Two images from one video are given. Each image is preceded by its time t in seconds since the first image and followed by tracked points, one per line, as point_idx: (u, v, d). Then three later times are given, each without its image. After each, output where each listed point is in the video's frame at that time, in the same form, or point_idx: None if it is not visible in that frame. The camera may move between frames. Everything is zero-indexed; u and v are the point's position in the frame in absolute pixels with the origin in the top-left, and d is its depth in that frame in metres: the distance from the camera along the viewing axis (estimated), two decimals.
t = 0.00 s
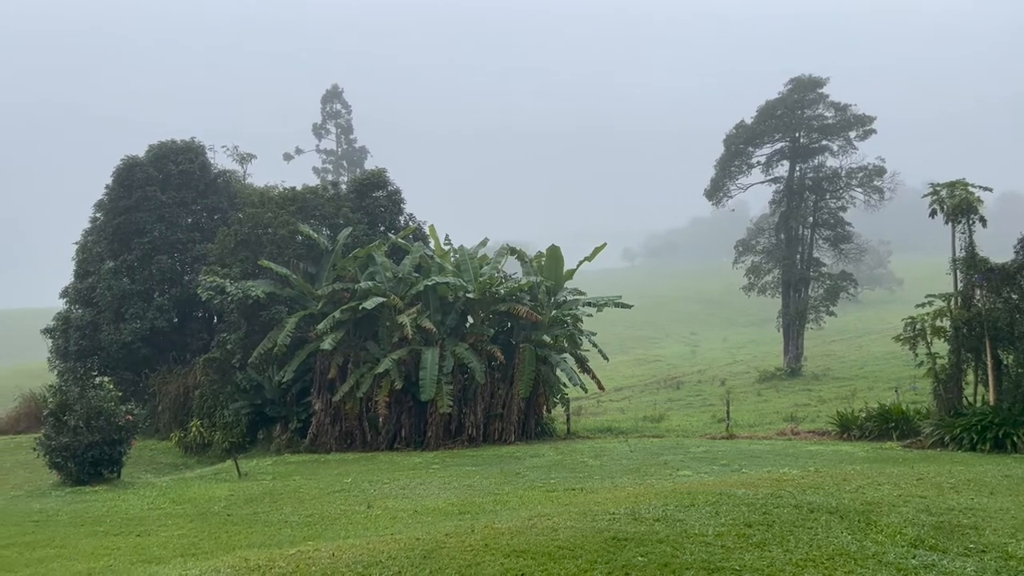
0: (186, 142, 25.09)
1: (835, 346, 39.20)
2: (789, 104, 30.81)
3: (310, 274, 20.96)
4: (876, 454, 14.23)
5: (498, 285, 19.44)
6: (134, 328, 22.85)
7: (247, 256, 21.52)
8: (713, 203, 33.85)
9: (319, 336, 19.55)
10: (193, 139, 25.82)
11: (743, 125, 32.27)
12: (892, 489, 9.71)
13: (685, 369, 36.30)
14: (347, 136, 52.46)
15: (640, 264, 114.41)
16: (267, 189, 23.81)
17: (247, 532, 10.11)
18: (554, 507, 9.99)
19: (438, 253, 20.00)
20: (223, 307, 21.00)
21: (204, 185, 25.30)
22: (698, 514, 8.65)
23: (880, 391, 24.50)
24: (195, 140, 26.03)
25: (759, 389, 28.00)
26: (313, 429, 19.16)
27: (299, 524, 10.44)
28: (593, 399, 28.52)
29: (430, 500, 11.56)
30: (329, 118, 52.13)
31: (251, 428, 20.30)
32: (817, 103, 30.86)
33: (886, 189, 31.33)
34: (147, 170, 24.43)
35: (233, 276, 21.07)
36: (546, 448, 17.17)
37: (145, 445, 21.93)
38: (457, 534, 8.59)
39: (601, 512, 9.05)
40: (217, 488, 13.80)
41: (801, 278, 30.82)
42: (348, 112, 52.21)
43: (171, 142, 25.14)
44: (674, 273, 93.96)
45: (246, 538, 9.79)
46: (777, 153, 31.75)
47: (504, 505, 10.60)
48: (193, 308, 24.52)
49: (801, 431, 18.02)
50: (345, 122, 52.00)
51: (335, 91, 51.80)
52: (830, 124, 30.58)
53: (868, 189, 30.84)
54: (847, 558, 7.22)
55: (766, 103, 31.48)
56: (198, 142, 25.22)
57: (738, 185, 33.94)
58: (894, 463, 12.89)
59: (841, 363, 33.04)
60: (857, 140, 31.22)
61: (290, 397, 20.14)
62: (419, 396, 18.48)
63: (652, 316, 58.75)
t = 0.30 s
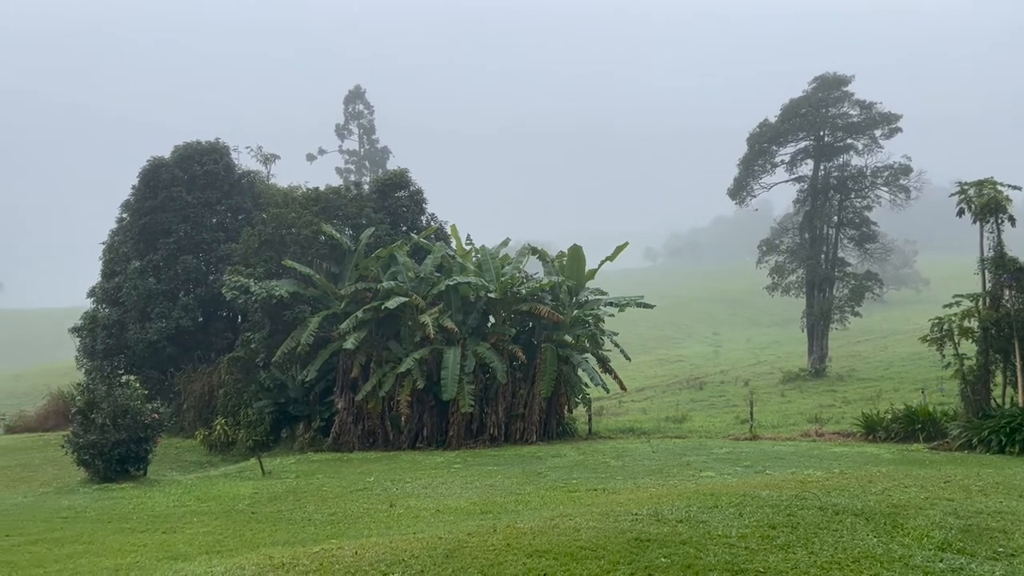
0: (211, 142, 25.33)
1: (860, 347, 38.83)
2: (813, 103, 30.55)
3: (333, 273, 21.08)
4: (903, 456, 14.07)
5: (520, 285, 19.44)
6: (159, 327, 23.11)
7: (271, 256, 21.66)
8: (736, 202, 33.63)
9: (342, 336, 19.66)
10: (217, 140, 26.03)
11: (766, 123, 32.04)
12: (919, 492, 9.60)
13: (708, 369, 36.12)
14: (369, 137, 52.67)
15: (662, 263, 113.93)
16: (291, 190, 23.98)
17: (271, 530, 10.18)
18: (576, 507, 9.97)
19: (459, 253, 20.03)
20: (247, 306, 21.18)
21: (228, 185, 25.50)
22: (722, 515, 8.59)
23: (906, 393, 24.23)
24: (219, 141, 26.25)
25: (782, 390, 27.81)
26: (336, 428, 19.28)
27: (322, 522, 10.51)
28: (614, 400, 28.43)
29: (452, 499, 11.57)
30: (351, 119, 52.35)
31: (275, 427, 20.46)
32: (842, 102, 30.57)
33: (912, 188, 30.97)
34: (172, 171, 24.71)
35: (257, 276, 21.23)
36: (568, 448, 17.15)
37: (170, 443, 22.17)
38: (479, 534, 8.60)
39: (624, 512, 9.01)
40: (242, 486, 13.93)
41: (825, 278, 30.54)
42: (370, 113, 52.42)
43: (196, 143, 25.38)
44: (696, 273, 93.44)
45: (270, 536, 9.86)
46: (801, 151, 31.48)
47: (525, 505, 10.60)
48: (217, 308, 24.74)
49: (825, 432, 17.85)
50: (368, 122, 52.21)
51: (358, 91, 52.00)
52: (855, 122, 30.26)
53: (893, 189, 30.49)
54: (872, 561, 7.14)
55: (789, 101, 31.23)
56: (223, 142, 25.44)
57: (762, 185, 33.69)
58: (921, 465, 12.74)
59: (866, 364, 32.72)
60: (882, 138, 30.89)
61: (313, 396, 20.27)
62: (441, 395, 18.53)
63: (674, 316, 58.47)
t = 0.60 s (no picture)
0: (235, 143, 25.54)
1: (886, 348, 38.44)
2: (837, 101, 30.27)
3: (355, 274, 21.19)
4: (929, 458, 13.91)
5: (541, 285, 19.43)
6: (184, 327, 23.35)
7: (294, 256, 21.81)
8: (759, 202, 33.38)
9: (364, 335, 19.76)
10: (241, 140, 26.25)
11: (790, 123, 31.79)
12: (945, 495, 9.48)
13: (730, 370, 35.91)
14: (391, 138, 52.88)
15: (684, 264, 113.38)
16: (314, 190, 24.14)
17: (294, 529, 10.24)
18: (598, 508, 9.95)
19: (480, 253, 20.05)
20: (270, 306, 21.34)
21: (252, 186, 25.70)
22: (745, 517, 8.54)
23: (932, 394, 23.92)
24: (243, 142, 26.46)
25: (806, 391, 27.58)
26: (358, 428, 19.38)
27: (344, 521, 10.56)
28: (636, 401, 28.33)
29: (474, 499, 11.59)
30: (373, 119, 52.59)
31: (298, 426, 20.61)
32: (867, 100, 30.26)
33: (938, 187, 30.59)
34: (197, 172, 24.95)
35: (280, 276, 21.39)
36: (589, 448, 17.12)
37: (195, 441, 22.40)
38: (501, 534, 8.61)
39: (646, 513, 8.98)
40: (265, 484, 14.04)
41: (850, 278, 30.25)
42: (392, 113, 52.59)
43: (220, 144, 25.60)
44: (718, 273, 92.87)
45: (293, 534, 9.93)
46: (825, 151, 31.21)
47: (547, 505, 10.60)
48: (241, 308, 24.93)
49: (850, 434, 17.68)
50: (390, 123, 52.41)
51: (380, 92, 52.22)
52: (880, 121, 29.96)
53: (919, 188, 30.13)
54: (898, 564, 7.07)
55: (813, 100, 30.97)
56: (246, 143, 25.65)
57: (785, 184, 33.43)
58: (948, 468, 12.58)
59: (891, 365, 32.36)
60: (908, 137, 30.54)
61: (336, 395, 20.40)
62: (462, 395, 18.58)
63: (697, 316, 58.16)
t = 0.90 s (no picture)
0: (258, 145, 25.74)
1: (911, 349, 37.97)
2: (862, 100, 29.98)
3: (377, 274, 21.29)
4: (956, 461, 13.73)
5: (562, 285, 19.41)
6: (208, 326, 23.57)
7: (316, 256, 21.94)
8: (782, 202, 33.14)
9: (385, 335, 19.84)
10: (264, 141, 26.44)
11: (813, 122, 31.54)
12: (973, 498, 9.35)
13: (753, 372, 35.65)
14: (413, 138, 53.08)
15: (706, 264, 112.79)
16: (336, 191, 24.30)
17: (316, 528, 10.30)
18: (620, 509, 9.92)
19: (501, 253, 20.06)
20: (293, 306, 21.48)
21: (275, 187, 25.89)
22: (768, 519, 8.48)
23: (958, 397, 23.60)
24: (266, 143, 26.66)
25: (830, 393, 27.33)
26: (380, 427, 19.47)
27: (366, 520, 10.61)
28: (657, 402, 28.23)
29: (495, 499, 11.60)
30: (395, 120, 52.82)
31: (320, 425, 20.74)
32: (892, 99, 29.94)
33: (965, 187, 30.19)
34: (220, 173, 25.17)
35: (303, 277, 21.54)
36: (610, 450, 17.07)
37: (219, 440, 22.60)
38: (523, 534, 8.61)
39: (667, 515, 8.95)
40: (288, 483, 14.14)
41: (874, 278, 29.94)
42: (414, 115, 52.77)
43: (244, 145, 25.82)
44: (741, 273, 92.27)
45: (315, 533, 9.99)
46: (849, 150, 30.92)
47: (569, 506, 10.58)
48: (264, 308, 25.12)
49: (875, 436, 17.52)
50: (411, 124, 52.61)
51: (401, 94, 52.43)
52: (905, 120, 29.63)
53: (945, 188, 29.76)
54: (924, 568, 6.99)
55: (837, 99, 30.70)
56: (269, 145, 25.85)
57: (808, 184, 33.16)
58: (974, 471, 12.42)
59: (916, 366, 32.00)
60: (934, 136, 30.18)
61: (358, 395, 20.51)
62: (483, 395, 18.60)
63: (719, 317, 57.87)
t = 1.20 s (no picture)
0: (282, 146, 25.95)
1: (937, 351, 37.49)
2: (887, 99, 29.67)
3: (399, 275, 21.37)
4: (984, 465, 13.53)
5: (584, 286, 19.36)
6: (233, 326, 23.78)
7: (339, 257, 22.06)
8: (806, 202, 32.86)
9: (407, 336, 19.91)
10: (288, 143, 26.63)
11: (838, 121, 31.28)
12: (1002, 503, 9.20)
13: (777, 373, 35.37)
14: (435, 139, 53.22)
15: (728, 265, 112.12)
16: (358, 192, 24.44)
17: (339, 527, 10.36)
18: (643, 511, 9.89)
19: (523, 254, 20.06)
20: (316, 306, 21.62)
21: (298, 188, 26.07)
22: (793, 522, 8.42)
23: (986, 399, 23.25)
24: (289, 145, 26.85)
25: (855, 395, 27.05)
26: (402, 428, 19.55)
27: (389, 520, 10.66)
28: (679, 404, 28.10)
29: (517, 500, 11.61)
30: (417, 122, 52.99)
31: (343, 425, 20.86)
32: (918, 98, 29.59)
33: (993, 187, 29.76)
34: (245, 174, 25.38)
35: (326, 277, 21.67)
36: (632, 451, 17.01)
37: (243, 439, 22.80)
38: (545, 535, 8.61)
39: (690, 517, 8.91)
40: (311, 482, 14.23)
41: (900, 280, 29.60)
42: (436, 116, 52.90)
43: (267, 146, 26.04)
44: (764, 274, 91.62)
45: (338, 532, 10.05)
46: (875, 150, 30.60)
47: (591, 507, 10.56)
48: (287, 308, 25.29)
49: (901, 439, 17.31)
50: (433, 125, 52.75)
51: (423, 95, 52.60)
52: (932, 119, 29.27)
53: (973, 188, 29.36)
54: (952, 573, 6.90)
55: (862, 99, 30.41)
56: (293, 146, 26.03)
57: (833, 185, 32.86)
58: (1003, 475, 12.23)
59: (943, 368, 31.59)
60: (961, 135, 29.80)
61: (380, 395, 20.60)
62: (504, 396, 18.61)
63: (742, 318, 57.52)
